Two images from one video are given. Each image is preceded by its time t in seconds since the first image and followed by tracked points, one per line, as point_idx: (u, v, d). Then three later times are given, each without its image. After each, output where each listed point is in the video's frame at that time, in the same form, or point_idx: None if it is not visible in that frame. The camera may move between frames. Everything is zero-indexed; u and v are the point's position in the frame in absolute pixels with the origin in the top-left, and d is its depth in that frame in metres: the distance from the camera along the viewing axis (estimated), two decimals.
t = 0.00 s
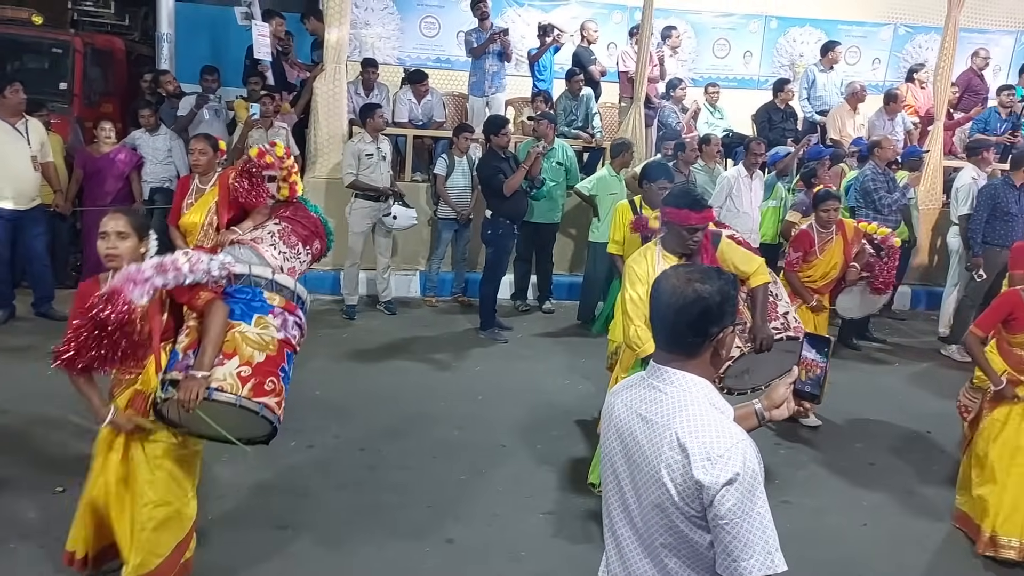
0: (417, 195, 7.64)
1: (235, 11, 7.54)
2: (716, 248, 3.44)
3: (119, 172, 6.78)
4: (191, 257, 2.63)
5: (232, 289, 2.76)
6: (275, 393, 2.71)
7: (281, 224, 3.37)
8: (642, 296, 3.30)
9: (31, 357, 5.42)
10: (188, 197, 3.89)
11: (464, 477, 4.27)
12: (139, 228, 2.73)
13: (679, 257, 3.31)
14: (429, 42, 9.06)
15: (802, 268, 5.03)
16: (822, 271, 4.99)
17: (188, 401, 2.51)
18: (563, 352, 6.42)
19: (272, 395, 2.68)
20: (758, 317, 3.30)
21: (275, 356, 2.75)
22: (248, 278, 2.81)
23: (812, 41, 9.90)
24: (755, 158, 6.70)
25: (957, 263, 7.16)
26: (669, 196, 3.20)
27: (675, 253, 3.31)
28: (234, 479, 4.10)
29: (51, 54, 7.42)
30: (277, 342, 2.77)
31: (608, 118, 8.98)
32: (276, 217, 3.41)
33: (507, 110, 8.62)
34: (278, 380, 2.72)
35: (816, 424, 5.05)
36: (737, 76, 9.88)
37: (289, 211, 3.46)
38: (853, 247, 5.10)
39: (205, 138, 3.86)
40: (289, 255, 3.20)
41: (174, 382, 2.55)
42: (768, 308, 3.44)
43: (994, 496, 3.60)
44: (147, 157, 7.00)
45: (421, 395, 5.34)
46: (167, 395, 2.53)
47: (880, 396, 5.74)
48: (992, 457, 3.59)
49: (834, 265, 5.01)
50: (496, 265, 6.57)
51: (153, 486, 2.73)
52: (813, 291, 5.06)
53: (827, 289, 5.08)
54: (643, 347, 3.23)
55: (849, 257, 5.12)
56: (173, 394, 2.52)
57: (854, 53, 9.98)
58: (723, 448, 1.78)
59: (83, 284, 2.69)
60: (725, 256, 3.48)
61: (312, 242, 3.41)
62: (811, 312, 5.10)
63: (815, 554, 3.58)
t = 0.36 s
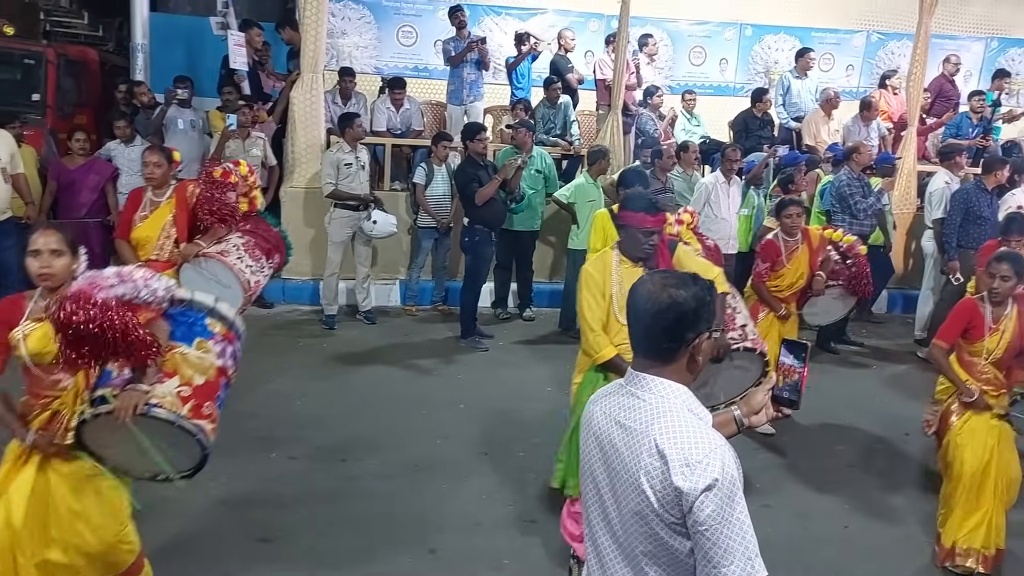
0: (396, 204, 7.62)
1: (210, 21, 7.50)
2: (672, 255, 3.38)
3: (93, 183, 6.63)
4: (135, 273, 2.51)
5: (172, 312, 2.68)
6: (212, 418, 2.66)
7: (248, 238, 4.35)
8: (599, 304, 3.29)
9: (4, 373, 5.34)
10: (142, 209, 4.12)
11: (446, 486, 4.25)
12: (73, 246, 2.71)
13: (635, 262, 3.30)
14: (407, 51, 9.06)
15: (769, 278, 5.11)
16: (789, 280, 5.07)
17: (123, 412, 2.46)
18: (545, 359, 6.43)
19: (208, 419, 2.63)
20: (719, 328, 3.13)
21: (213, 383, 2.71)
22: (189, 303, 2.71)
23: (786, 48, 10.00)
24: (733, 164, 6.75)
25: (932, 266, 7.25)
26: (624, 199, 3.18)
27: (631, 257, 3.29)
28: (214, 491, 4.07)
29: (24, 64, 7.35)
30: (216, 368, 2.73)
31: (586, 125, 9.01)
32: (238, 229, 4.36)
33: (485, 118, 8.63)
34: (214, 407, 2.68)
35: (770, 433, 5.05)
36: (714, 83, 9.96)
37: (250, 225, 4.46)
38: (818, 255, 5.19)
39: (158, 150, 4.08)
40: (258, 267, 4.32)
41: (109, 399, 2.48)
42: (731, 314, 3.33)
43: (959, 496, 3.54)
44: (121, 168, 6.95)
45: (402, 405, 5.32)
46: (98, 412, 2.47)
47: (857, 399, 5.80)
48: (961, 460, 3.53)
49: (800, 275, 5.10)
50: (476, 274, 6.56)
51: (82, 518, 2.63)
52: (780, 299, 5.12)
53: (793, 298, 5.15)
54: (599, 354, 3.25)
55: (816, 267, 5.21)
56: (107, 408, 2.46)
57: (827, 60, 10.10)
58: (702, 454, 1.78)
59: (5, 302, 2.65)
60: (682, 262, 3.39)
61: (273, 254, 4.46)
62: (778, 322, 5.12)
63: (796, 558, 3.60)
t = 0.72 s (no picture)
0: (382, 213, 7.61)
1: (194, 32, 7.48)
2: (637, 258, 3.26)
3: (76, 196, 6.50)
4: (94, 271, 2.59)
5: (133, 311, 2.71)
6: (184, 413, 2.64)
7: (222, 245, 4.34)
8: (562, 304, 3.24)
9: None
10: (114, 217, 4.16)
11: (435, 495, 4.24)
12: (29, 252, 2.69)
13: (598, 263, 3.27)
14: (391, 60, 9.07)
15: (739, 276, 5.17)
16: (759, 278, 5.13)
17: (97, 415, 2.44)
18: (533, 367, 6.42)
19: (182, 413, 2.61)
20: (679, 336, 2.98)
21: (181, 378, 2.66)
22: (150, 300, 2.76)
23: (769, 56, 10.08)
24: (717, 171, 6.79)
25: (916, 271, 7.31)
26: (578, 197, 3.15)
27: (594, 258, 3.27)
28: (201, 504, 4.03)
29: (4, 75, 7.29)
30: (183, 362, 2.70)
31: (571, 134, 9.04)
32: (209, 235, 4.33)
33: (470, 127, 8.63)
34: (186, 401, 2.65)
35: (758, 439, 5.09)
36: (697, 91, 10.03)
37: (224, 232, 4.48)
38: (792, 257, 5.19)
39: (126, 158, 4.11)
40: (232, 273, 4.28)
41: (81, 399, 2.46)
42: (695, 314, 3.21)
43: (945, 497, 3.55)
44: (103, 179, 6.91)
45: (391, 414, 5.30)
46: (70, 415, 2.44)
47: (844, 404, 5.83)
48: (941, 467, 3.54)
49: (771, 272, 5.13)
50: (463, 282, 6.56)
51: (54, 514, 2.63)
52: (754, 298, 5.16)
53: (768, 297, 5.18)
54: (561, 354, 3.19)
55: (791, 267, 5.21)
56: (81, 410, 2.44)
57: (809, 67, 10.18)
58: (689, 462, 1.79)
59: None
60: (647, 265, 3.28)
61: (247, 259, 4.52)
62: (754, 321, 5.14)
63: (786, 564, 3.61)
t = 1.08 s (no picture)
0: (361, 221, 7.54)
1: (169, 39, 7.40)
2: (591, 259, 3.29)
3: (51, 206, 6.42)
4: (60, 278, 2.62)
5: (97, 318, 2.80)
6: (137, 422, 2.78)
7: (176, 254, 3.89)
8: (512, 305, 3.23)
9: None
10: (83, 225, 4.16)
11: (416, 505, 4.18)
12: None
13: (552, 263, 3.24)
14: (370, 67, 9.02)
15: (705, 278, 5.20)
16: (724, 279, 5.14)
17: (45, 424, 2.46)
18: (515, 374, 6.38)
19: (134, 424, 2.76)
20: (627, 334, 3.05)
21: (140, 388, 2.81)
22: (115, 307, 2.85)
23: (747, 62, 10.13)
24: (698, 177, 6.81)
25: (895, 275, 7.35)
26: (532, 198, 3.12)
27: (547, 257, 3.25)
28: (176, 517, 3.94)
29: None
30: (142, 371, 2.84)
31: (552, 140, 9.03)
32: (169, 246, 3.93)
33: (451, 134, 8.59)
34: (140, 412, 2.79)
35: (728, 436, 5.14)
36: (677, 97, 10.06)
37: (186, 238, 3.98)
38: (758, 255, 5.21)
39: (92, 167, 4.13)
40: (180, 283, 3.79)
41: (33, 407, 2.52)
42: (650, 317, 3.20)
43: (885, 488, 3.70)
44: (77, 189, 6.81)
45: (371, 423, 5.24)
46: (22, 421, 2.48)
47: (825, 409, 5.83)
48: (889, 468, 3.67)
49: (736, 273, 5.13)
50: (444, 290, 6.52)
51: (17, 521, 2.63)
52: (719, 299, 5.21)
53: (733, 299, 5.21)
54: (508, 354, 3.19)
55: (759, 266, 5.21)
56: (30, 419, 2.48)
57: (788, 73, 10.24)
58: (672, 470, 1.75)
59: None
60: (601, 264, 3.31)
61: (209, 270, 3.88)
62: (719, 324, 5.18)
63: (770, 569, 3.59)
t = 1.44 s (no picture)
0: (347, 228, 7.55)
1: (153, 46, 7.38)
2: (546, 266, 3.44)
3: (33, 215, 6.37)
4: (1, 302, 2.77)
5: (43, 338, 2.94)
6: (67, 445, 2.86)
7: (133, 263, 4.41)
8: (465, 306, 3.26)
9: None
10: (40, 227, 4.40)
11: (403, 511, 4.19)
12: None
13: (506, 267, 3.31)
14: (355, 74, 9.04)
15: (667, 283, 5.34)
16: (685, 284, 5.27)
17: None
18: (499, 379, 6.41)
19: (63, 447, 2.83)
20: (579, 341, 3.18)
21: (76, 410, 2.91)
22: (63, 328, 3.00)
23: (729, 68, 10.22)
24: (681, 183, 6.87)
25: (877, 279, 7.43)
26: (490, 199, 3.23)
27: (501, 262, 3.30)
28: (161, 524, 3.92)
29: None
30: (81, 394, 2.95)
31: (536, 146, 9.07)
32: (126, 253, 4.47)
33: (435, 140, 8.61)
34: (73, 433, 2.87)
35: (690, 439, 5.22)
36: (661, 104, 10.14)
37: (144, 245, 4.55)
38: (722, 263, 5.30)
39: (53, 172, 4.34)
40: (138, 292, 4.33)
41: None
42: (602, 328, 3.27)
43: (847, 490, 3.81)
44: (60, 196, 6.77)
45: (357, 429, 5.24)
46: None
47: (807, 412, 5.89)
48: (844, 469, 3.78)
49: (697, 280, 5.26)
50: (429, 296, 6.53)
51: None
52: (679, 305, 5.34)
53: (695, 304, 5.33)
54: (459, 355, 3.21)
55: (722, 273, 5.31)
56: None
57: (770, 80, 10.34)
58: (657, 473, 1.78)
59: None
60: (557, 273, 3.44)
61: (162, 278, 4.52)
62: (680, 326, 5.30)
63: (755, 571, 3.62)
